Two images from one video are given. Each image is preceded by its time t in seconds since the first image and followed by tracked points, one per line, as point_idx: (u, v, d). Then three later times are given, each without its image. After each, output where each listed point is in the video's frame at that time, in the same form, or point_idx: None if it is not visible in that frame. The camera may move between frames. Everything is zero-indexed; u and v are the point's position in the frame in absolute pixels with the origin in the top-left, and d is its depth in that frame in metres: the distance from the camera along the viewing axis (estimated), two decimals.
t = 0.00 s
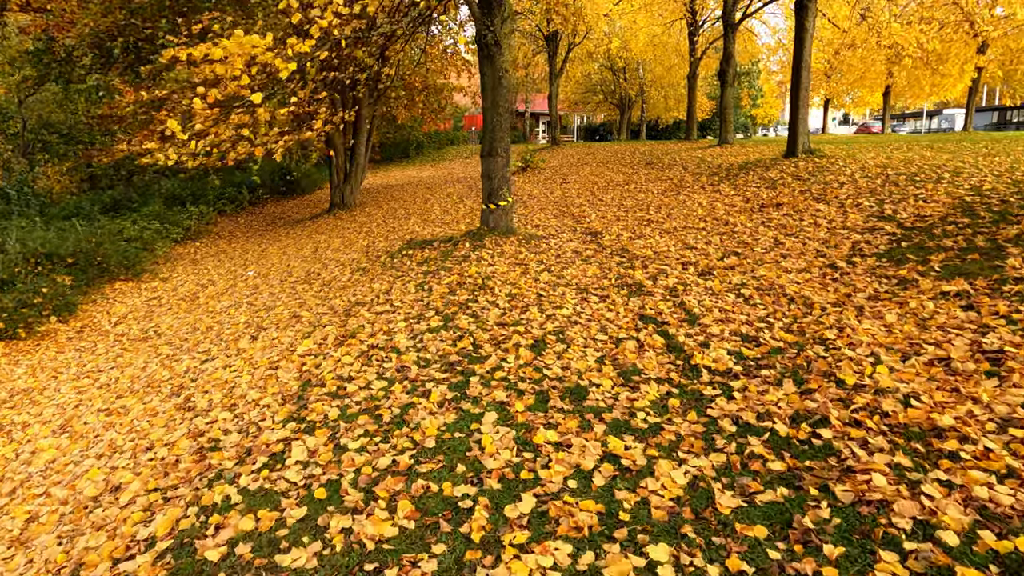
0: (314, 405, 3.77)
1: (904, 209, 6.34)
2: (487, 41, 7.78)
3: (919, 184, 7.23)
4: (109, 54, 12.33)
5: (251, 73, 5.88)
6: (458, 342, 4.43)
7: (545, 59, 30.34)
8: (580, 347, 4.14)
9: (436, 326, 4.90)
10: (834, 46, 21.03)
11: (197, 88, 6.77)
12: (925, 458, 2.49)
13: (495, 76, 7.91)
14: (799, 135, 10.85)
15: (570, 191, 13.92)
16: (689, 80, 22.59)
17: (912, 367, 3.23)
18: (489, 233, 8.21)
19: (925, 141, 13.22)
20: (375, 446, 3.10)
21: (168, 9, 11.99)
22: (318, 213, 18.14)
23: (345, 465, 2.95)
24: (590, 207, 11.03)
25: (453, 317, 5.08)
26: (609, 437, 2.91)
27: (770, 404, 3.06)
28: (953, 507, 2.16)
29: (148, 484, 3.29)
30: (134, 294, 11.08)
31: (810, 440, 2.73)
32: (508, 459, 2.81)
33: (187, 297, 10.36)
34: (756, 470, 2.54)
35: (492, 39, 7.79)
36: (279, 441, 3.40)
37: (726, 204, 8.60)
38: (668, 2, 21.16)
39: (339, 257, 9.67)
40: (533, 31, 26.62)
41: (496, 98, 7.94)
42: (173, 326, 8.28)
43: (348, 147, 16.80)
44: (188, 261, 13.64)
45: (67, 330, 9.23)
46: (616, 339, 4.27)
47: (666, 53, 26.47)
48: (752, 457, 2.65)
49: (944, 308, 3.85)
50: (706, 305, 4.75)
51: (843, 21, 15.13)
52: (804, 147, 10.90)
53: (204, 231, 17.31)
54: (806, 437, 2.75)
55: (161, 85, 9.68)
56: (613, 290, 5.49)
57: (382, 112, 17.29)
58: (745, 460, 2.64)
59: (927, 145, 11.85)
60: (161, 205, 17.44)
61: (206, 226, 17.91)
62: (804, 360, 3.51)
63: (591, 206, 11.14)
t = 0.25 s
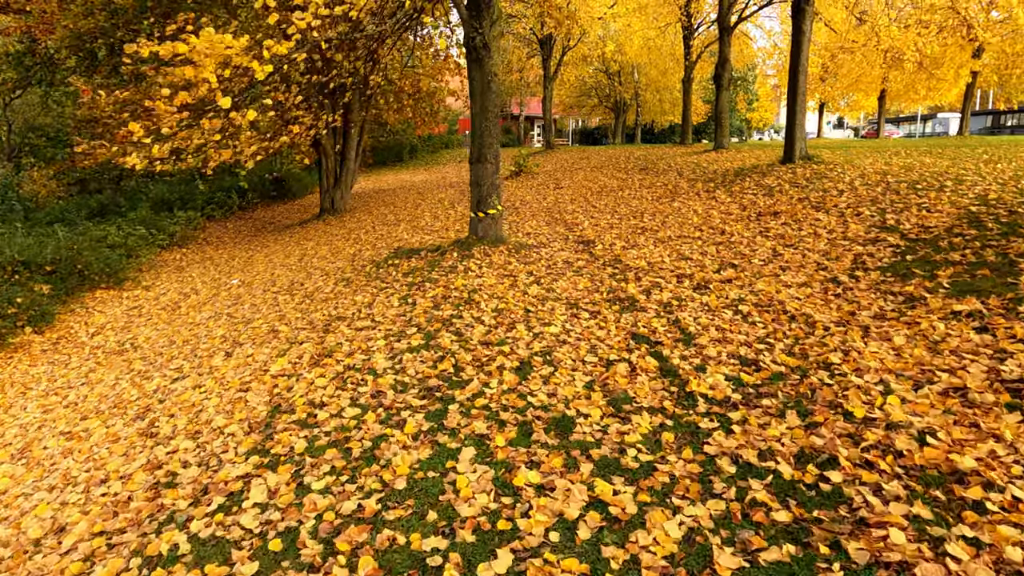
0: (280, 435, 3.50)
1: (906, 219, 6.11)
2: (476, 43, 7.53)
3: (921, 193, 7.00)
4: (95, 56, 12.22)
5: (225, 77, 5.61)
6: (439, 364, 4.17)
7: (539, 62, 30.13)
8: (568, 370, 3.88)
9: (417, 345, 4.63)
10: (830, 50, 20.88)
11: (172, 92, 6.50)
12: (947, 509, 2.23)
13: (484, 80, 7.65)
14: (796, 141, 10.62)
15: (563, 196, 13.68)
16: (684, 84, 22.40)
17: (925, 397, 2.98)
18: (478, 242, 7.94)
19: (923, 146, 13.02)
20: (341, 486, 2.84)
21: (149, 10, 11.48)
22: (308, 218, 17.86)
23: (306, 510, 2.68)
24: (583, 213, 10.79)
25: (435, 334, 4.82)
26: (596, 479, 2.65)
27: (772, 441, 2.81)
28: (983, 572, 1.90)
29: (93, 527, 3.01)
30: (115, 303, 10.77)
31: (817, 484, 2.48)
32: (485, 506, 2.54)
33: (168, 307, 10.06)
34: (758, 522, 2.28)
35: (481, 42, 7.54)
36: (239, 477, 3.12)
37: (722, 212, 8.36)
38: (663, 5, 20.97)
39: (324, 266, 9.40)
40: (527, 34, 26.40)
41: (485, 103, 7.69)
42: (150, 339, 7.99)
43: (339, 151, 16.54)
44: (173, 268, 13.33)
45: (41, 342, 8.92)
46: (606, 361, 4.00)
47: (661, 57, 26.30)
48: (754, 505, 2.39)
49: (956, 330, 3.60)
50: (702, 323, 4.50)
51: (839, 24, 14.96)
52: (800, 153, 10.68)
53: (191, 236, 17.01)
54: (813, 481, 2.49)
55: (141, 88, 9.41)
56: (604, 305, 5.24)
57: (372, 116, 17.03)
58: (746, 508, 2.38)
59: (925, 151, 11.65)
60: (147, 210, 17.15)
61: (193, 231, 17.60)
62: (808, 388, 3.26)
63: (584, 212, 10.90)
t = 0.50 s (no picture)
0: (250, 473, 3.21)
1: (915, 233, 5.88)
2: (468, 53, 7.30)
3: (928, 206, 6.78)
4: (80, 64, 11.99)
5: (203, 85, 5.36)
6: (425, 391, 3.90)
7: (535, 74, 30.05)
8: (563, 400, 3.61)
9: (403, 370, 4.36)
10: (826, 62, 20.80)
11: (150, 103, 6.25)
12: (991, 572, 1.96)
13: (477, 90, 7.43)
14: (796, 152, 10.43)
15: (559, 209, 13.46)
16: (681, 96, 22.29)
17: (956, 435, 2.71)
18: (470, 257, 7.68)
19: (924, 159, 12.84)
20: (310, 537, 2.55)
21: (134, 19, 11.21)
22: (300, 230, 17.60)
23: (269, 566, 2.40)
24: (579, 227, 10.56)
25: (422, 357, 4.55)
26: (593, 532, 2.37)
27: (789, 486, 2.53)
28: None
29: None
30: (98, 319, 10.47)
31: (842, 539, 2.21)
32: (468, 563, 2.26)
33: (152, 323, 9.76)
34: None
35: (473, 51, 7.31)
36: (200, 523, 2.84)
37: (722, 226, 8.14)
38: (659, 16, 20.88)
39: (313, 281, 9.12)
40: (522, 45, 26.31)
41: (477, 114, 7.46)
42: (130, 357, 7.69)
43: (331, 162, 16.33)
44: (160, 282, 13.05)
45: (18, 359, 8.61)
46: (604, 389, 3.74)
47: (657, 69, 26.24)
48: (772, 565, 2.12)
49: (981, 357, 3.35)
50: (705, 346, 4.23)
51: (837, 35, 14.83)
52: (800, 166, 10.49)
53: (181, 249, 16.73)
54: (837, 535, 2.22)
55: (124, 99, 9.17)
56: (602, 325, 4.98)
57: (366, 127, 16.82)
58: (763, 569, 2.11)
59: (927, 163, 11.47)
60: (137, 223, 16.88)
61: (183, 244, 17.33)
62: (825, 423, 2.99)
63: (579, 226, 10.67)
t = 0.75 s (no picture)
0: (221, 523, 2.91)
1: (932, 254, 5.63)
2: (466, 68, 7.09)
3: (942, 225, 6.54)
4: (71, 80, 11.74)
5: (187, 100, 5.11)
6: (416, 427, 3.61)
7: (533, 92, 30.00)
8: (566, 437, 3.32)
9: (393, 402, 4.07)
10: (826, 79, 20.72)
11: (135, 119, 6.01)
12: None
13: (474, 105, 7.20)
14: (800, 170, 10.22)
15: (558, 227, 13.22)
16: (680, 113, 22.19)
17: (1007, 483, 2.43)
18: (468, 278, 7.41)
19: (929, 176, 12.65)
20: None
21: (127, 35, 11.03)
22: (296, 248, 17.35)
23: None
24: (579, 245, 10.30)
25: (415, 387, 4.26)
26: None
27: (823, 545, 2.24)
28: None
29: None
30: (84, 340, 10.16)
31: None
32: None
33: (138, 345, 9.45)
34: None
35: (470, 66, 7.10)
36: None
37: (727, 245, 7.90)
38: (658, 34, 20.83)
39: (305, 302, 8.83)
40: (521, 63, 26.25)
41: (475, 130, 7.23)
42: (112, 382, 7.38)
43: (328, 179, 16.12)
44: (151, 302, 12.75)
45: None
46: (610, 424, 3.45)
47: (656, 87, 26.19)
48: None
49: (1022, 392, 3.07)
50: (717, 376, 3.95)
51: (838, 52, 14.70)
52: (806, 183, 10.26)
53: (174, 268, 16.45)
54: None
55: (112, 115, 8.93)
56: (606, 352, 4.71)
57: (363, 145, 16.64)
58: None
59: (933, 180, 11.26)
60: (129, 241, 16.62)
61: (176, 262, 17.05)
62: (857, 468, 2.70)
63: (579, 245, 10.41)
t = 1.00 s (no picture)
0: None
1: (949, 280, 5.40)
2: (464, 86, 6.89)
3: (957, 249, 6.31)
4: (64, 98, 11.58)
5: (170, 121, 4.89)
6: (406, 474, 3.34)
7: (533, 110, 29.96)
8: (568, 487, 3.06)
9: (382, 443, 3.80)
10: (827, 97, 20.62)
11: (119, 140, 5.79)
12: None
13: (472, 125, 7.00)
14: (806, 190, 10.01)
15: (558, 247, 13.00)
16: (681, 131, 22.08)
17: None
18: (465, 302, 7.15)
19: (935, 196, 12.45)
20: None
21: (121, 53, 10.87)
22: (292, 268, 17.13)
23: None
24: (580, 267, 10.07)
25: (406, 427, 3.99)
26: None
27: None
28: None
29: None
30: (71, 365, 9.89)
31: None
32: None
33: (126, 370, 9.17)
34: None
35: (468, 85, 6.90)
36: None
37: (732, 268, 7.66)
38: (658, 53, 20.78)
39: (297, 325, 8.58)
40: (520, 81, 26.21)
41: (473, 151, 7.01)
42: (95, 411, 7.10)
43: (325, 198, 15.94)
44: (142, 324, 12.50)
45: None
46: (615, 472, 3.18)
47: (656, 105, 26.13)
48: None
49: None
50: (729, 416, 3.69)
51: (840, 71, 14.58)
52: (812, 204, 10.03)
53: (168, 288, 16.21)
54: None
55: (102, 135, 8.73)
56: (610, 386, 4.45)
57: (361, 163, 16.48)
58: None
59: (939, 202, 11.07)
60: (124, 261, 16.41)
61: (171, 282, 16.81)
62: (893, 532, 2.43)
63: (580, 266, 10.18)
